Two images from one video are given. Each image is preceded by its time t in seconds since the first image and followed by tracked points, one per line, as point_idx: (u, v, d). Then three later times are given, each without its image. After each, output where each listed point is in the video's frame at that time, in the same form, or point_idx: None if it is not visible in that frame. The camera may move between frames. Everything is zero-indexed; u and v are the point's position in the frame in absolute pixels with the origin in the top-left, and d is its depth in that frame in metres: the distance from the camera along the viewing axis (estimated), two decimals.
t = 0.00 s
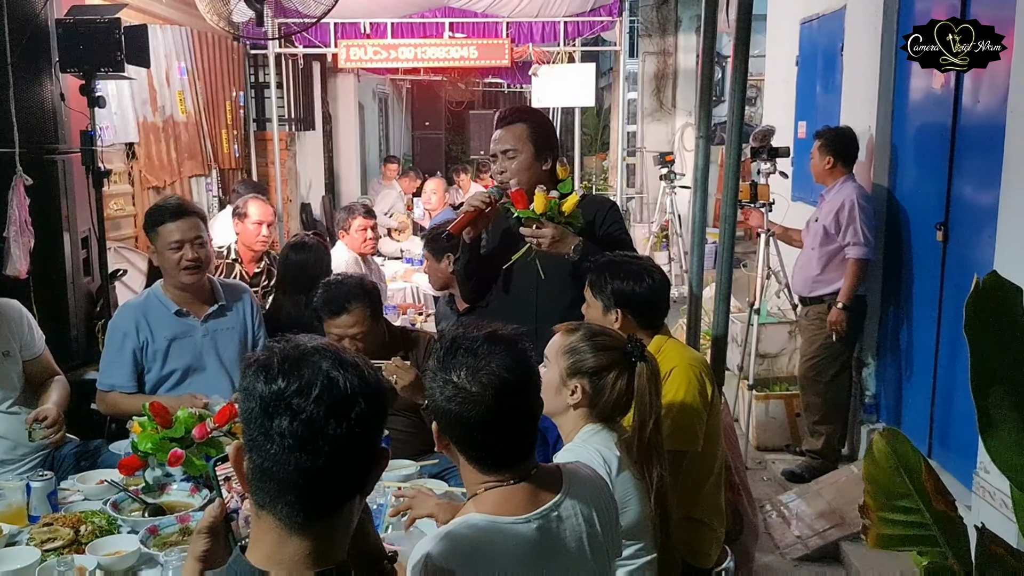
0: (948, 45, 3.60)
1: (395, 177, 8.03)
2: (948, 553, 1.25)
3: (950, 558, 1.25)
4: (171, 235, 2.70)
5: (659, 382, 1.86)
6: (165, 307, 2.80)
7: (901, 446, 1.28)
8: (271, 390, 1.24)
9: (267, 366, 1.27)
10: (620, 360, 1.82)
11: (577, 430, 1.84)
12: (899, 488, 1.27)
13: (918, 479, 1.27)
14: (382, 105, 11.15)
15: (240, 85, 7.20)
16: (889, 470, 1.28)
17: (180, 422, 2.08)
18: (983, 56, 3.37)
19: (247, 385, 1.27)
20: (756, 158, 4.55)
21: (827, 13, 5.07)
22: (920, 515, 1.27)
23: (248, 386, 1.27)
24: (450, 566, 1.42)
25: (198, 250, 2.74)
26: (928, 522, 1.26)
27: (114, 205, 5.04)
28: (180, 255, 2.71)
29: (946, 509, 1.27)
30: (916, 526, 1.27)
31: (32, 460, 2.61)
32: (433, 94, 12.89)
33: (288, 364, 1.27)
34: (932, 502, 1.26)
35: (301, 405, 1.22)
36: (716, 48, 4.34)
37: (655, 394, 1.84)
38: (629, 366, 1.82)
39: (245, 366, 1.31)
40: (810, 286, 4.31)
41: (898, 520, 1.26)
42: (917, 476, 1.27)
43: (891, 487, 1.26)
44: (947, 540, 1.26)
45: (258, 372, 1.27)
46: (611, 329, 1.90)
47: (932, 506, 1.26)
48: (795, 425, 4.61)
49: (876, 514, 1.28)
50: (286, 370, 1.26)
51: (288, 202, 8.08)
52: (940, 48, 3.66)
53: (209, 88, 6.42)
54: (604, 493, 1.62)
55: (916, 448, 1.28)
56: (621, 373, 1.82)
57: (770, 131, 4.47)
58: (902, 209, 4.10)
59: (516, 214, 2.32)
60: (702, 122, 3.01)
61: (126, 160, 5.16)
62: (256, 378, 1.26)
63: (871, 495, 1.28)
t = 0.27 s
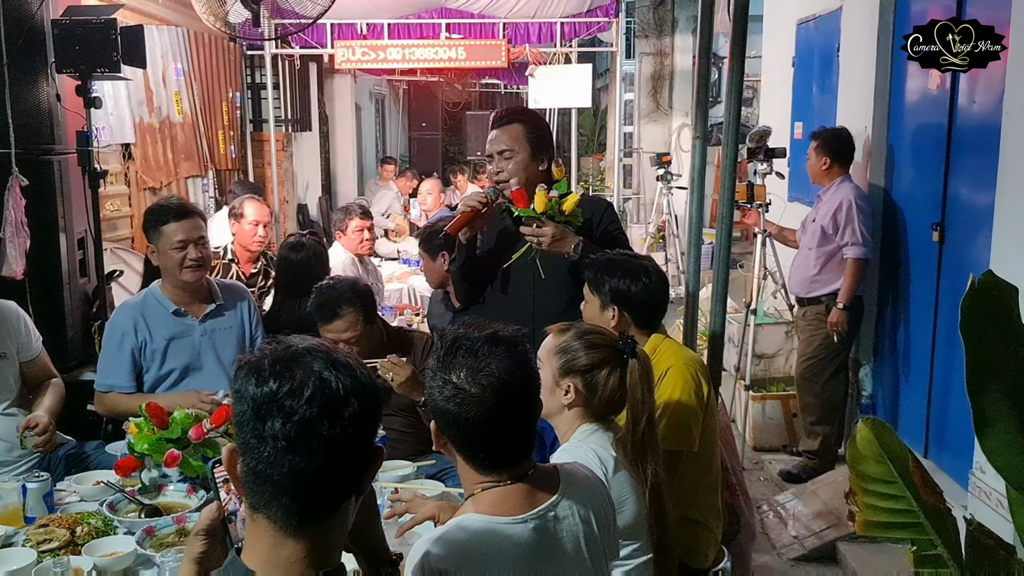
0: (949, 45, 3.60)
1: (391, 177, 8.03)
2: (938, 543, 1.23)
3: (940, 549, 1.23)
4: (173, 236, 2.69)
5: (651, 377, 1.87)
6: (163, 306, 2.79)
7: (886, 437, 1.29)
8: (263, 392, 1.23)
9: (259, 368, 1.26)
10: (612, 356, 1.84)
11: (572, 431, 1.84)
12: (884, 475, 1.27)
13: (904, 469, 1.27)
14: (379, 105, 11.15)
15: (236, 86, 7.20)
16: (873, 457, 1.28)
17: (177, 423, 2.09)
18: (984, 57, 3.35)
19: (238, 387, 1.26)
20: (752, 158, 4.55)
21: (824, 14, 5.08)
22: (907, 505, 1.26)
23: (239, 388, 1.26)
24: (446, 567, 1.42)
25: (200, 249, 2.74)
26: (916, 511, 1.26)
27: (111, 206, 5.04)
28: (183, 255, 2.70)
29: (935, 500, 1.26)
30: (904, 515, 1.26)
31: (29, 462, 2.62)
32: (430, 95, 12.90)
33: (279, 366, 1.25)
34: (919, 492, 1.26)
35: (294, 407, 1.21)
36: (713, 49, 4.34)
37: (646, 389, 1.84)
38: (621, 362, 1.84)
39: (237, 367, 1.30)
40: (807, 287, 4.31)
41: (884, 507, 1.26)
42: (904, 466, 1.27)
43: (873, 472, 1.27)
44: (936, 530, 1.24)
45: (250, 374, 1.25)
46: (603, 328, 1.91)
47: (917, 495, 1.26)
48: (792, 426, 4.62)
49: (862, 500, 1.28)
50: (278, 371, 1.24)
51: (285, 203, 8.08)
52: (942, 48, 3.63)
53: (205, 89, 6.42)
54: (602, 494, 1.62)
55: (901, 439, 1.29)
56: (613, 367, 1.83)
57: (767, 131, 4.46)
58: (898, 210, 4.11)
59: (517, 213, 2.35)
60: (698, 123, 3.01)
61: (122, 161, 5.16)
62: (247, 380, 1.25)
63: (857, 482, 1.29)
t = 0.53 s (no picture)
0: (949, 45, 3.57)
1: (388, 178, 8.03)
2: (933, 547, 1.25)
3: (934, 553, 1.25)
4: (173, 237, 2.68)
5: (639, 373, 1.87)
6: (157, 306, 2.78)
7: (882, 441, 1.31)
8: (253, 394, 1.23)
9: (249, 369, 1.26)
10: (601, 352, 1.85)
11: (567, 432, 1.85)
12: (879, 481, 1.30)
13: (900, 474, 1.30)
14: (376, 106, 11.14)
15: (233, 87, 7.19)
16: (868, 462, 1.31)
17: (172, 424, 2.08)
18: (984, 56, 3.32)
19: (229, 389, 1.25)
20: (748, 160, 4.56)
21: (820, 16, 5.09)
22: (903, 510, 1.29)
23: (230, 390, 1.25)
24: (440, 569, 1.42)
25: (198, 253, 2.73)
26: (911, 516, 1.28)
27: (106, 206, 5.03)
28: (183, 256, 2.69)
29: (929, 505, 1.28)
30: (900, 519, 1.28)
31: (23, 464, 2.61)
32: (426, 95, 12.89)
33: (269, 368, 1.25)
34: (914, 496, 1.28)
35: (284, 409, 1.21)
36: (709, 50, 4.34)
37: (635, 385, 1.82)
38: (610, 357, 1.85)
39: (228, 369, 1.30)
40: (804, 289, 4.32)
41: (879, 512, 1.29)
42: (900, 471, 1.30)
43: (870, 478, 1.29)
44: (931, 535, 1.26)
45: (240, 376, 1.25)
46: (589, 326, 1.93)
47: (913, 500, 1.28)
48: (787, 428, 4.62)
49: (858, 505, 1.31)
50: (268, 373, 1.24)
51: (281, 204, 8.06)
52: (941, 48, 3.61)
53: (202, 89, 6.41)
54: (597, 497, 1.62)
55: (897, 444, 1.31)
56: (601, 362, 1.84)
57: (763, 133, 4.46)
58: (893, 212, 4.12)
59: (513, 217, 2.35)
60: (694, 125, 3.01)
61: (118, 161, 5.15)
62: (238, 382, 1.25)
63: (853, 488, 1.32)
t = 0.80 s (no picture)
0: (947, 45, 3.54)
1: (385, 177, 8.02)
2: (929, 544, 1.26)
3: (931, 549, 1.25)
4: (178, 245, 2.66)
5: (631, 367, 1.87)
6: (152, 307, 2.77)
7: (878, 438, 1.31)
8: (247, 394, 1.22)
9: (243, 370, 1.25)
10: (593, 347, 1.85)
11: (563, 430, 1.85)
12: (876, 477, 1.29)
13: (896, 470, 1.29)
14: (372, 105, 11.12)
15: (229, 86, 7.18)
16: (865, 459, 1.30)
17: (168, 423, 2.07)
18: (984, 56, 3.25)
19: (223, 389, 1.25)
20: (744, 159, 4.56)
21: (817, 15, 5.09)
22: (899, 507, 1.28)
23: (224, 391, 1.25)
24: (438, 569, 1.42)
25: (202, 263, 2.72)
26: (907, 513, 1.28)
27: (102, 206, 5.01)
28: (185, 265, 2.68)
29: (925, 502, 1.28)
30: (897, 517, 1.28)
31: (17, 464, 2.53)
32: (424, 95, 12.87)
33: (262, 368, 1.25)
34: (911, 493, 1.28)
35: (278, 409, 1.21)
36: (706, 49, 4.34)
37: (626, 378, 1.85)
38: (602, 352, 1.85)
39: (221, 369, 1.30)
40: (801, 288, 4.32)
41: (875, 509, 1.28)
42: (896, 468, 1.30)
43: (866, 475, 1.29)
44: (927, 531, 1.26)
45: (234, 376, 1.25)
46: (579, 322, 1.92)
47: (909, 497, 1.28)
48: (785, 426, 4.62)
49: (855, 502, 1.30)
50: (262, 373, 1.24)
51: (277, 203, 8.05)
52: (940, 48, 3.59)
53: (198, 88, 6.40)
54: (595, 496, 1.62)
55: (892, 441, 1.31)
56: (593, 358, 1.84)
57: (759, 132, 4.46)
58: (889, 210, 4.12)
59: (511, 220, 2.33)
60: (691, 124, 3.01)
61: (114, 161, 5.13)
62: (231, 382, 1.25)
63: (849, 484, 1.31)
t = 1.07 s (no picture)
0: (948, 45, 3.53)
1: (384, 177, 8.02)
2: (927, 544, 1.26)
3: (929, 549, 1.25)
4: (177, 248, 2.65)
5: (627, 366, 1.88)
6: (151, 307, 2.77)
7: (878, 439, 1.32)
8: (241, 393, 1.23)
9: (237, 369, 1.26)
10: (588, 344, 1.85)
11: (562, 429, 1.86)
12: (874, 478, 1.30)
13: (895, 471, 1.30)
14: (371, 105, 11.13)
15: (228, 86, 7.17)
16: (864, 460, 1.31)
17: (166, 423, 2.08)
18: (985, 56, 3.21)
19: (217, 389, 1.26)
20: (743, 158, 4.56)
21: (815, 15, 5.09)
22: (897, 507, 1.29)
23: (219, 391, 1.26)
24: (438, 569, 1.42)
25: (199, 266, 2.71)
26: (906, 513, 1.28)
27: (101, 205, 5.01)
28: (183, 267, 2.68)
29: (923, 502, 1.29)
30: (896, 517, 1.29)
31: (17, 463, 2.52)
32: (423, 94, 12.87)
33: (257, 367, 1.25)
34: (909, 493, 1.29)
35: (271, 408, 1.21)
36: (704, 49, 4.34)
37: (622, 377, 1.84)
38: (598, 350, 1.85)
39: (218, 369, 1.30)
40: (798, 287, 4.33)
41: (874, 509, 1.30)
42: (894, 468, 1.30)
43: (865, 476, 1.30)
44: (925, 532, 1.27)
45: (229, 375, 1.25)
46: (574, 321, 1.92)
47: (908, 497, 1.29)
48: (784, 426, 4.62)
49: (853, 502, 1.32)
50: (255, 372, 1.24)
51: (276, 203, 8.05)
52: (941, 48, 3.58)
53: (197, 88, 6.40)
54: (594, 497, 1.62)
55: (892, 441, 1.32)
56: (588, 357, 1.84)
57: (758, 132, 4.46)
58: (888, 209, 4.13)
59: (512, 221, 2.33)
60: (690, 123, 3.01)
61: (113, 160, 5.13)
62: (226, 381, 1.25)
63: (848, 485, 1.32)
